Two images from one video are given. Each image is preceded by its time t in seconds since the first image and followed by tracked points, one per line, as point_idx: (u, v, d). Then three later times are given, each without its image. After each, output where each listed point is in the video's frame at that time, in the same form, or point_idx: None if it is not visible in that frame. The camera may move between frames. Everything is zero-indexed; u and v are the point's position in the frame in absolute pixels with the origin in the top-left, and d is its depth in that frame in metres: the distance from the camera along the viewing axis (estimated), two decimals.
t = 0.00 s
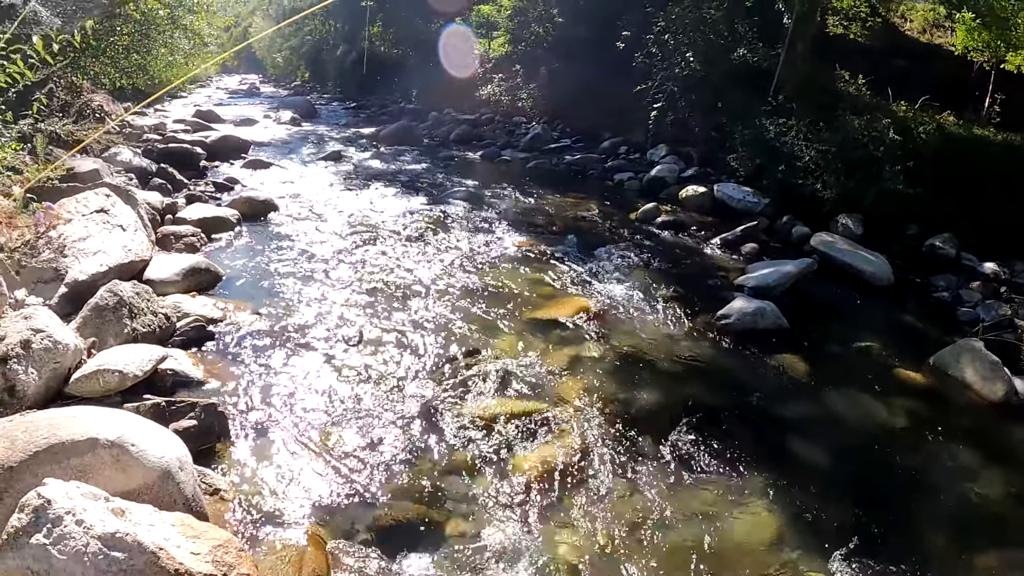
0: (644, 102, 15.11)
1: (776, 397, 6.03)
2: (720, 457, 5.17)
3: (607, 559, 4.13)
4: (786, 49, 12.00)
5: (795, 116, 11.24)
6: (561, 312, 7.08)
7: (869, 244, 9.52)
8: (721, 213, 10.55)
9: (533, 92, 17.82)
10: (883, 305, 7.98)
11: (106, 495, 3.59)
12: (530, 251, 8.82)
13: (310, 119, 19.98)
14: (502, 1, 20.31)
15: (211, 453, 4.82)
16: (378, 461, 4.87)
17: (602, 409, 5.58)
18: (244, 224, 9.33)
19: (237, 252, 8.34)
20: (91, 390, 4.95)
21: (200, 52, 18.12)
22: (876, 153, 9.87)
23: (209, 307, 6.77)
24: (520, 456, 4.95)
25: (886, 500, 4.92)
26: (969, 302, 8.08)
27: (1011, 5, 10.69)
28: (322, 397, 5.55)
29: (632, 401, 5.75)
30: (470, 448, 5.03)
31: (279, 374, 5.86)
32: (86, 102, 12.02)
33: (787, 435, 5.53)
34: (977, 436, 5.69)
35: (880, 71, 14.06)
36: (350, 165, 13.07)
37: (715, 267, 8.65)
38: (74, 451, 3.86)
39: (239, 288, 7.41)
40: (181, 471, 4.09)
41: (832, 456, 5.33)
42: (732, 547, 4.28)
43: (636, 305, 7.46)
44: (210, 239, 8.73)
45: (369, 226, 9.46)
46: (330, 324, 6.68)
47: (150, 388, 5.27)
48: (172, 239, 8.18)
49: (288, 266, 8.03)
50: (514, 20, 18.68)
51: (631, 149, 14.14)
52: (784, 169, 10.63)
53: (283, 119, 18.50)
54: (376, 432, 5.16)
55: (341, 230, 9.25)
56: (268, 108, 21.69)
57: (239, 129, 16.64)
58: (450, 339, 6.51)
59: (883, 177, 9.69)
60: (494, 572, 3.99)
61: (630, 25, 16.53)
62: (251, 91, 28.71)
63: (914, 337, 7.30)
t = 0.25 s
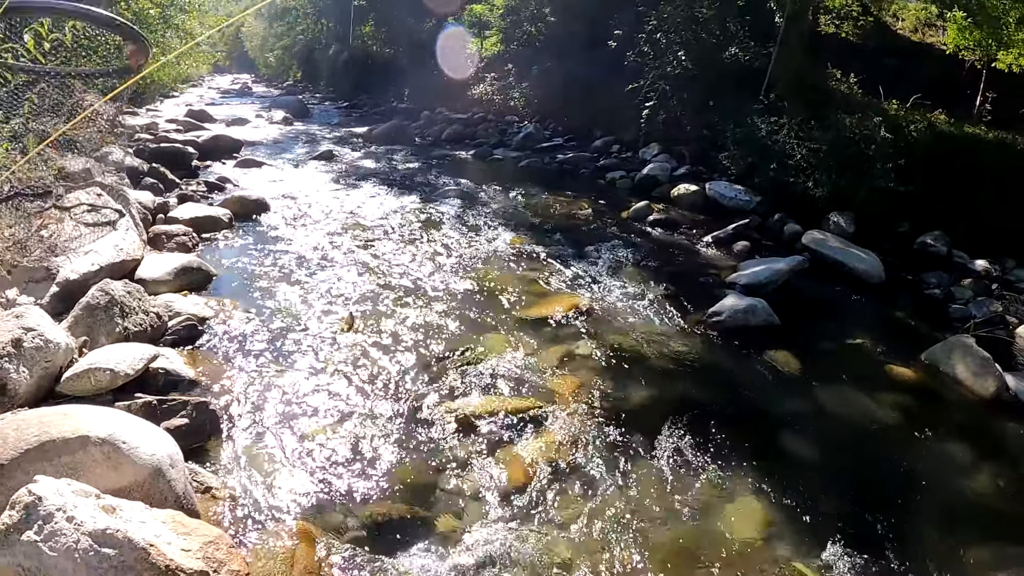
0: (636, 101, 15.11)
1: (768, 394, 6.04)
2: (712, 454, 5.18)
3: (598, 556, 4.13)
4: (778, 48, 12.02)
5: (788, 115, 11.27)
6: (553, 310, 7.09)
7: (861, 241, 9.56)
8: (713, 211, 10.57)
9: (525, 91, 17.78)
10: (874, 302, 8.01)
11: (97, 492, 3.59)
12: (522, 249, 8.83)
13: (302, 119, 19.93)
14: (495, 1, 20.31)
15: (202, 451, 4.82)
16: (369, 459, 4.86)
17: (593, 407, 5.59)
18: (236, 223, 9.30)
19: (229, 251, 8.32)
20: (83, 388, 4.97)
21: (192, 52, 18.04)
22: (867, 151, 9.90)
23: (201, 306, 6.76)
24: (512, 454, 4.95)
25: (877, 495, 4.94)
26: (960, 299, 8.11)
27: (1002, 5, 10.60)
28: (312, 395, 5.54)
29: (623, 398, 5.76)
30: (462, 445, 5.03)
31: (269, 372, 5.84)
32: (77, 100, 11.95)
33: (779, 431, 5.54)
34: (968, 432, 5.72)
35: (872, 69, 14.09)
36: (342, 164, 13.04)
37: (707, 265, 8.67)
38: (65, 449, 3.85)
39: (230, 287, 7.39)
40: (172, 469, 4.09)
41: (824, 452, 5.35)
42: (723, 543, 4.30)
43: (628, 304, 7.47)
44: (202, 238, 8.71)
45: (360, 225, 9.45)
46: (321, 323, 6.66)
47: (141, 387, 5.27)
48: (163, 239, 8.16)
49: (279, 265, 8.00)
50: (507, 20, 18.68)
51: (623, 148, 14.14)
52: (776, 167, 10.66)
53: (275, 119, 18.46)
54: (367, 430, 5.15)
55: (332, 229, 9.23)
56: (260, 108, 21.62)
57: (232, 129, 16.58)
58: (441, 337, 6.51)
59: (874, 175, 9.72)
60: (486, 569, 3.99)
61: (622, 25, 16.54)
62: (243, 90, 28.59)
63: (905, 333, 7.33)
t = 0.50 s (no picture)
0: (639, 115, 15.19)
1: (767, 410, 6.05)
2: (710, 470, 5.18)
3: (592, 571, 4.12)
4: (781, 64, 12.10)
5: (790, 131, 11.32)
6: (553, 325, 7.12)
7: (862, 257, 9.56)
8: (715, 227, 10.60)
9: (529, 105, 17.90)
10: (875, 319, 8.01)
11: (91, 497, 3.61)
12: (524, 264, 8.86)
13: (308, 131, 20.05)
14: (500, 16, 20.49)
15: (199, 461, 4.82)
16: (367, 473, 4.86)
17: (592, 422, 5.60)
18: (239, 234, 9.36)
19: (232, 262, 8.37)
20: (82, 395, 4.98)
21: (199, 63, 18.21)
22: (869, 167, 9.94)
23: (202, 316, 6.79)
24: (509, 468, 4.95)
25: (875, 512, 4.93)
26: (961, 316, 8.11)
27: (1003, 20, 10.97)
28: (312, 408, 5.55)
29: (622, 413, 5.76)
30: (459, 459, 5.03)
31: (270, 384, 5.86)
32: (83, 110, 12.06)
33: (778, 448, 5.55)
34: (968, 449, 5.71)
35: (875, 86, 14.14)
36: (346, 177, 13.12)
37: (708, 281, 8.69)
38: (61, 453, 3.89)
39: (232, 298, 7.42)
40: (167, 476, 4.09)
41: (822, 469, 5.35)
42: (719, 560, 4.28)
43: (629, 319, 7.49)
44: (205, 249, 8.76)
45: (363, 238, 9.49)
46: (322, 336, 6.69)
47: (140, 395, 5.29)
48: (166, 248, 8.22)
49: (282, 277, 8.04)
50: (512, 34, 18.85)
51: (626, 163, 14.20)
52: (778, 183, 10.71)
53: (280, 131, 18.57)
54: (366, 444, 5.16)
55: (335, 241, 9.27)
56: (266, 120, 21.78)
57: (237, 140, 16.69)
58: (442, 351, 6.53)
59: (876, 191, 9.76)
60: None
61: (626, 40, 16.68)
62: (249, 102, 28.81)
63: (906, 350, 7.33)
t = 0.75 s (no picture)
0: (646, 126, 15.22)
1: (772, 424, 6.04)
2: (713, 483, 5.18)
3: None
4: (789, 76, 12.13)
5: (797, 143, 11.33)
6: (558, 337, 7.14)
7: (869, 270, 9.54)
8: (722, 239, 10.60)
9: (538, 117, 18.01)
10: (881, 333, 7.98)
11: (92, 498, 3.64)
12: (530, 275, 8.88)
13: (317, 140, 20.18)
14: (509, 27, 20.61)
15: (201, 466, 4.84)
16: (370, 482, 4.86)
17: (596, 434, 5.60)
18: (247, 241, 9.41)
19: (239, 269, 8.41)
20: (86, 398, 5.01)
21: (211, 70, 18.39)
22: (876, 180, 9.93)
23: (209, 322, 6.83)
24: (512, 479, 4.96)
25: (878, 527, 4.91)
26: (968, 330, 8.07)
27: (1012, 33, 10.95)
28: (317, 416, 5.57)
29: (626, 425, 5.76)
30: (462, 469, 5.05)
31: (275, 391, 5.88)
32: (95, 115, 12.18)
33: (781, 462, 5.54)
34: (974, 464, 5.67)
35: (884, 99, 14.12)
36: (355, 186, 13.18)
37: (714, 294, 8.69)
38: (64, 454, 3.92)
39: (238, 305, 7.46)
40: (168, 479, 4.10)
41: (825, 483, 5.34)
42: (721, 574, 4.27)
43: (635, 331, 7.49)
44: (213, 256, 8.81)
45: (371, 247, 9.54)
46: (328, 344, 6.71)
47: (144, 399, 5.32)
48: (174, 253, 8.26)
49: (289, 284, 8.09)
50: (521, 45, 18.94)
51: (634, 174, 14.22)
52: (785, 196, 10.72)
53: (290, 139, 18.69)
54: (370, 453, 5.17)
55: (343, 250, 9.32)
56: (276, 128, 21.94)
57: (247, 147, 16.81)
58: (447, 361, 6.54)
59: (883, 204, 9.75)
60: None
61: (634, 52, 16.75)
62: (260, 111, 29.03)
63: (913, 364, 7.31)
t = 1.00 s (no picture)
0: (654, 130, 15.22)
1: (778, 430, 6.03)
2: (719, 489, 5.17)
3: None
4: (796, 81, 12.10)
5: (805, 148, 11.31)
6: (565, 341, 7.15)
7: (877, 275, 9.50)
8: (730, 244, 10.59)
9: (547, 121, 18.08)
10: (890, 339, 7.95)
11: (99, 499, 3.66)
12: (538, 280, 8.90)
13: (326, 144, 20.27)
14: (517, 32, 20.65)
15: (209, 469, 4.86)
16: (377, 486, 4.87)
17: (603, 439, 5.60)
18: (255, 245, 9.46)
19: (248, 273, 8.45)
20: (94, 402, 5.02)
21: (221, 75, 18.52)
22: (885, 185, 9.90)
23: (217, 326, 6.87)
24: (519, 483, 4.96)
25: (884, 534, 4.90)
26: (978, 335, 8.02)
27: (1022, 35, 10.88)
28: (326, 420, 5.58)
29: (634, 431, 5.76)
30: (468, 473, 5.05)
31: (284, 395, 5.90)
32: (105, 119, 12.28)
33: (787, 467, 5.53)
34: (982, 471, 5.64)
35: (893, 104, 14.05)
36: (364, 191, 13.22)
37: (722, 299, 8.68)
38: (72, 455, 3.93)
39: (247, 309, 7.49)
40: (174, 481, 4.13)
41: (832, 489, 5.32)
42: None
43: (643, 336, 7.49)
44: (222, 260, 8.86)
45: (380, 251, 9.57)
46: (337, 348, 6.73)
47: (151, 402, 5.35)
48: (183, 257, 8.32)
49: (299, 288, 8.12)
50: (529, 50, 18.97)
51: (642, 179, 14.22)
52: (794, 201, 10.70)
53: (299, 143, 18.79)
54: (378, 458, 5.18)
55: (352, 255, 9.35)
56: (285, 132, 22.06)
57: (256, 152, 16.91)
58: (455, 366, 6.55)
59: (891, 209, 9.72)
60: None
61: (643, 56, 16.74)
62: (271, 115, 29.21)
63: (922, 370, 7.27)
